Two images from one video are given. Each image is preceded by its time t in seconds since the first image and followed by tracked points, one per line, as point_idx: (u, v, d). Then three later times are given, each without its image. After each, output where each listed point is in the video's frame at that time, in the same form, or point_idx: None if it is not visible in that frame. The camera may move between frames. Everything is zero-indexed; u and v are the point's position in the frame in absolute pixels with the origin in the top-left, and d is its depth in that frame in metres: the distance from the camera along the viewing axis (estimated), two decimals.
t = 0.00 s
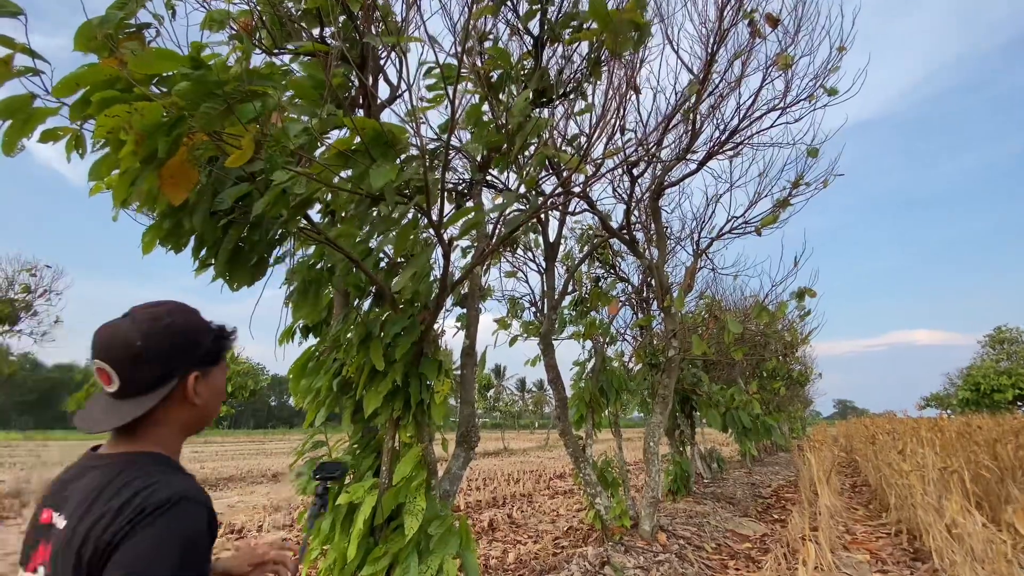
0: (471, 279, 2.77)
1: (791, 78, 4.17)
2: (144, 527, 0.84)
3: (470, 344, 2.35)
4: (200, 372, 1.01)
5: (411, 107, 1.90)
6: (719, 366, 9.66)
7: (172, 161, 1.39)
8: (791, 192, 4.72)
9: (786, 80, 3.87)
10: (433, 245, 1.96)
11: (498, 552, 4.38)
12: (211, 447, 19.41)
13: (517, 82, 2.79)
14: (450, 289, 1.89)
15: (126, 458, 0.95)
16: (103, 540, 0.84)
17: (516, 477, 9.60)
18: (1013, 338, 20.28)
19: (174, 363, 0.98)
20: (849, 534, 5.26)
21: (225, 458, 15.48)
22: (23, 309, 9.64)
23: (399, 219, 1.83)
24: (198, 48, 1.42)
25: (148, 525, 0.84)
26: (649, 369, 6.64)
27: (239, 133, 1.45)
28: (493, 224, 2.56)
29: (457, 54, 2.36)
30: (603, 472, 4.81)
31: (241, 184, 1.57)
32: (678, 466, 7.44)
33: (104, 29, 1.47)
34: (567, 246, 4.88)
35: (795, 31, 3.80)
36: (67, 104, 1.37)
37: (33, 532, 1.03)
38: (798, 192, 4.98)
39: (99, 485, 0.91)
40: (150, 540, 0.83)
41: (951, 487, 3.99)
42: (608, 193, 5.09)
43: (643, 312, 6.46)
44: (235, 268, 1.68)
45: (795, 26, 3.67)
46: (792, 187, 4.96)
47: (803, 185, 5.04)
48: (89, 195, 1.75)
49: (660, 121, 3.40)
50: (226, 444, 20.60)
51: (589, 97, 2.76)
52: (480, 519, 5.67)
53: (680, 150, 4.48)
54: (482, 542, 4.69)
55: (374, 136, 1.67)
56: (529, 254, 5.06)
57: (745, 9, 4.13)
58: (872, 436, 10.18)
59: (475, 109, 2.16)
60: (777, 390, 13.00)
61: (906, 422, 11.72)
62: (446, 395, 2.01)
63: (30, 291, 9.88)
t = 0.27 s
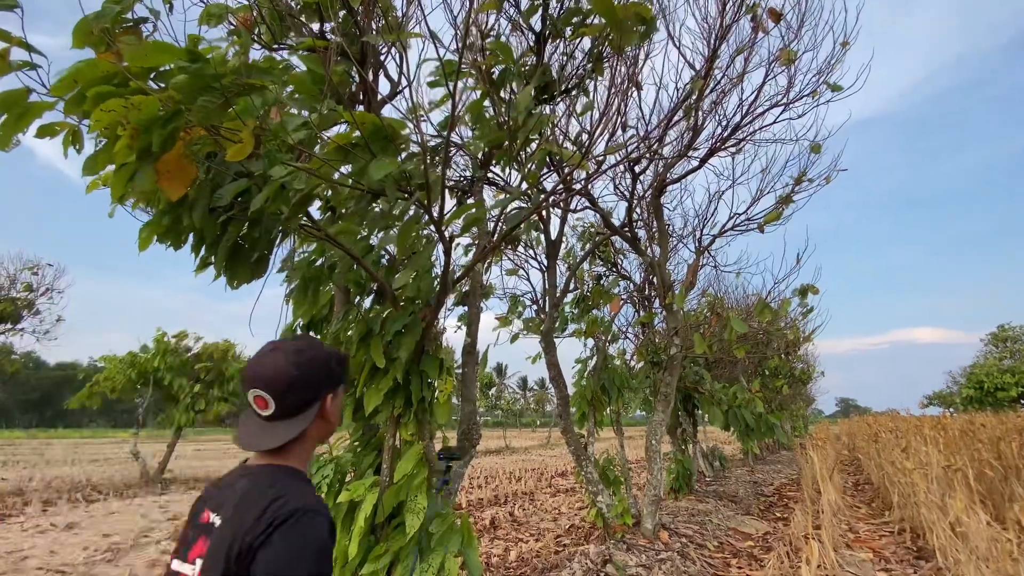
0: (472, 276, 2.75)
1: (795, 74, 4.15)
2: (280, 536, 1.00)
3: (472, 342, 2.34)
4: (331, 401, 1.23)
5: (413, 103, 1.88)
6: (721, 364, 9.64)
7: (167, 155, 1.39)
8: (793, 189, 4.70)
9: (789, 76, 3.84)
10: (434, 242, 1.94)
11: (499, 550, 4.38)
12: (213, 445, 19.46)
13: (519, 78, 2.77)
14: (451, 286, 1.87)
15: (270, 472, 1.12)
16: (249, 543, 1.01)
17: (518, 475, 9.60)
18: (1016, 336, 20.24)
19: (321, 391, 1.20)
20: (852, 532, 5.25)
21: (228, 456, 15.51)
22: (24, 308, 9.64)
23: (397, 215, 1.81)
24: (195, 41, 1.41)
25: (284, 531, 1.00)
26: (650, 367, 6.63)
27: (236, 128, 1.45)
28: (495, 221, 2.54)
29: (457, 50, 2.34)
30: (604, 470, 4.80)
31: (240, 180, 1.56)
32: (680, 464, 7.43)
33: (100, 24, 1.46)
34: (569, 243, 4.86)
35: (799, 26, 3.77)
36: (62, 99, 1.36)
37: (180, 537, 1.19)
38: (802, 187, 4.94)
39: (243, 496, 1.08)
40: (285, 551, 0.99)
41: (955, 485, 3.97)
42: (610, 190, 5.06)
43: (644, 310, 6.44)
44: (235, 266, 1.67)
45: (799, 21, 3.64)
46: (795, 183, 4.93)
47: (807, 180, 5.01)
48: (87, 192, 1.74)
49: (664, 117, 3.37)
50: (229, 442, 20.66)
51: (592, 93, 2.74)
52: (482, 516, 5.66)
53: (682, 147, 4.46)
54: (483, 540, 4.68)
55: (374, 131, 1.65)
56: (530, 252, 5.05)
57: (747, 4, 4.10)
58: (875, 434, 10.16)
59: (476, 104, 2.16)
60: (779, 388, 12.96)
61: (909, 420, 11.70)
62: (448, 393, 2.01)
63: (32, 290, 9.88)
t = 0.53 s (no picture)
0: (471, 272, 2.74)
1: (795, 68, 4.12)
2: (409, 500, 1.26)
3: (470, 337, 2.33)
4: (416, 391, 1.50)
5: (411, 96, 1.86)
6: (722, 361, 9.63)
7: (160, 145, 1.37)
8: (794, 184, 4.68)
9: (790, 70, 3.82)
10: (432, 237, 1.93)
11: (499, 546, 4.38)
12: (215, 442, 19.48)
13: (518, 72, 2.75)
14: (450, 280, 1.85)
15: (381, 451, 1.40)
16: (385, 506, 1.28)
17: (518, 471, 9.60)
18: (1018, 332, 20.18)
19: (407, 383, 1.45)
20: (852, 528, 5.24)
21: (228, 452, 15.52)
22: (25, 305, 9.64)
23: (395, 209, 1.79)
24: (190, 30, 1.41)
25: (412, 495, 1.26)
26: (651, 363, 6.61)
27: (231, 119, 1.44)
28: (494, 216, 2.52)
29: (456, 44, 2.32)
30: (605, 467, 4.80)
31: (236, 172, 1.55)
32: (680, 460, 7.42)
33: (98, 17, 1.45)
34: (568, 239, 4.84)
35: (800, 20, 3.75)
36: (58, 92, 1.36)
37: (312, 512, 1.48)
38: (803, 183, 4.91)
39: (373, 470, 1.36)
40: (416, 508, 1.25)
41: (956, 481, 3.97)
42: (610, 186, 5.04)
43: (645, 307, 6.43)
44: (233, 261, 1.65)
45: (800, 14, 3.62)
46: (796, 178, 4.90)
47: (808, 175, 4.98)
48: (86, 188, 1.73)
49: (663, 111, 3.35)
50: (230, 439, 20.68)
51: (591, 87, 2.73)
52: (482, 512, 5.66)
53: (682, 142, 4.44)
54: (484, 536, 4.68)
55: (370, 124, 1.64)
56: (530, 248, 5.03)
57: None
58: (876, 430, 10.14)
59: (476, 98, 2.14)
60: (780, 385, 12.96)
61: (910, 416, 11.68)
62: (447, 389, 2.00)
63: (33, 286, 9.88)
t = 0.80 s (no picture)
0: (470, 267, 2.74)
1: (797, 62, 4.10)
2: (452, 475, 1.24)
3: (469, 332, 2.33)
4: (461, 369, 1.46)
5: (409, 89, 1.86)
6: (721, 356, 9.64)
7: (157, 141, 1.37)
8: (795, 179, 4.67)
9: (791, 64, 3.80)
10: (430, 232, 1.92)
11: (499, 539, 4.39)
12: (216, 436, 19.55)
13: (517, 66, 2.74)
14: (447, 275, 1.85)
15: (423, 427, 1.38)
16: (428, 480, 1.26)
17: (518, 465, 9.63)
18: (1019, 327, 20.19)
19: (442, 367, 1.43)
20: (850, 522, 5.26)
21: (229, 447, 15.59)
22: (26, 299, 9.66)
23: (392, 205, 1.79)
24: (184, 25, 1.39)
25: (455, 472, 1.24)
26: (650, 358, 6.62)
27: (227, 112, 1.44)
28: (492, 210, 2.52)
29: (454, 37, 2.31)
30: (604, 461, 4.81)
31: (233, 167, 1.55)
32: (680, 455, 7.44)
33: (94, 10, 1.44)
34: (568, 234, 4.83)
35: (801, 13, 3.72)
36: (55, 86, 1.35)
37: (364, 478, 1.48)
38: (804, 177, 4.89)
39: (415, 444, 1.33)
40: (460, 484, 1.23)
41: (954, 476, 3.98)
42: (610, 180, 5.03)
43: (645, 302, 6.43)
44: (233, 255, 1.65)
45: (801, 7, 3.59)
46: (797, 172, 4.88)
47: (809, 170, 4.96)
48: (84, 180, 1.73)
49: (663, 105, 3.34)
50: (232, 433, 20.73)
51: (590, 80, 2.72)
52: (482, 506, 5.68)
53: (683, 136, 4.42)
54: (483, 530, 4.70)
55: (367, 118, 1.63)
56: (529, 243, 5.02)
57: None
58: (876, 425, 10.16)
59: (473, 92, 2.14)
60: (780, 380, 12.98)
61: (910, 411, 11.71)
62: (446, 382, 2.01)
63: (33, 281, 9.89)
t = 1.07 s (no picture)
0: (470, 260, 2.75)
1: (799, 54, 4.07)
2: (479, 474, 1.24)
3: (469, 324, 2.34)
4: (468, 370, 1.43)
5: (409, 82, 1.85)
6: (721, 349, 9.66)
7: (156, 137, 1.36)
8: (796, 171, 4.66)
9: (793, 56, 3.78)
10: (430, 226, 1.93)
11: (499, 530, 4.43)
12: (218, 428, 19.64)
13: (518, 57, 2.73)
14: (447, 268, 1.86)
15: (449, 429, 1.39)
16: (458, 482, 1.27)
17: (519, 457, 9.68)
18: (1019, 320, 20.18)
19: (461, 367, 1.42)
20: (849, 514, 5.30)
21: (232, 439, 15.67)
22: (27, 292, 9.68)
23: (391, 198, 1.79)
24: (181, 17, 1.40)
25: (482, 470, 1.24)
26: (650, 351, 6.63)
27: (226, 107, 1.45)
28: (493, 203, 2.52)
29: (454, 29, 2.31)
30: (603, 453, 4.84)
31: (233, 160, 1.55)
32: (679, 447, 7.48)
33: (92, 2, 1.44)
34: (568, 227, 4.83)
35: (804, 4, 3.70)
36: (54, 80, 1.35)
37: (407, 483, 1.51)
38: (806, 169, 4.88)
39: (443, 446, 1.35)
40: (487, 482, 1.23)
41: (952, 468, 4.00)
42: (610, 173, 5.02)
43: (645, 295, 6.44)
44: (234, 250, 1.65)
45: None
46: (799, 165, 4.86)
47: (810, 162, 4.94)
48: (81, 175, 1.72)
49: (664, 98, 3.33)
50: (234, 426, 20.84)
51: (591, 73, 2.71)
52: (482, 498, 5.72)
53: (684, 129, 4.41)
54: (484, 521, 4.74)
55: (366, 111, 1.64)
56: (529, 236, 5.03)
57: None
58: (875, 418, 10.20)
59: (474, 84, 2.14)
60: (780, 373, 13.01)
61: (910, 404, 11.73)
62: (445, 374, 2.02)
63: (34, 274, 9.90)
